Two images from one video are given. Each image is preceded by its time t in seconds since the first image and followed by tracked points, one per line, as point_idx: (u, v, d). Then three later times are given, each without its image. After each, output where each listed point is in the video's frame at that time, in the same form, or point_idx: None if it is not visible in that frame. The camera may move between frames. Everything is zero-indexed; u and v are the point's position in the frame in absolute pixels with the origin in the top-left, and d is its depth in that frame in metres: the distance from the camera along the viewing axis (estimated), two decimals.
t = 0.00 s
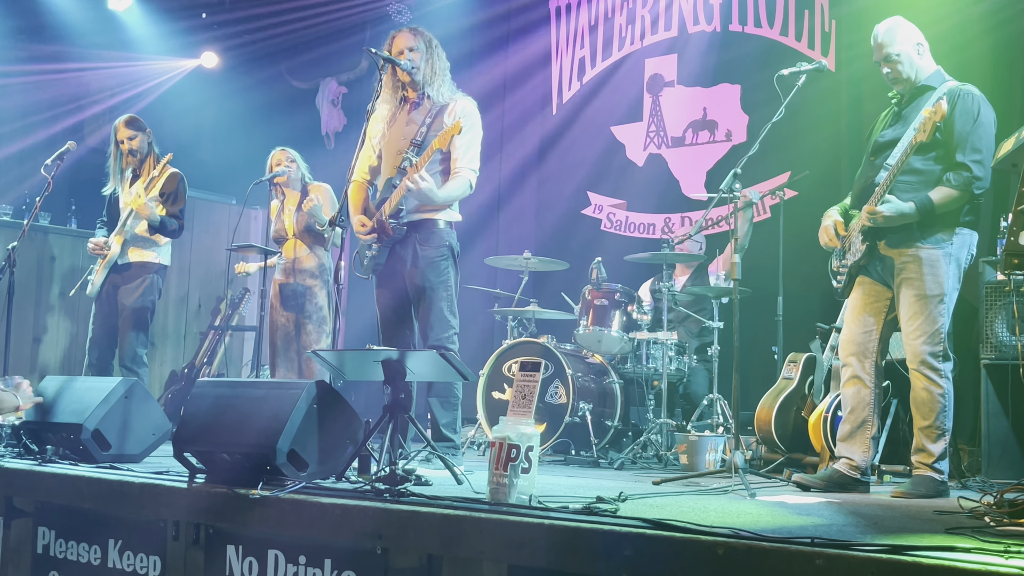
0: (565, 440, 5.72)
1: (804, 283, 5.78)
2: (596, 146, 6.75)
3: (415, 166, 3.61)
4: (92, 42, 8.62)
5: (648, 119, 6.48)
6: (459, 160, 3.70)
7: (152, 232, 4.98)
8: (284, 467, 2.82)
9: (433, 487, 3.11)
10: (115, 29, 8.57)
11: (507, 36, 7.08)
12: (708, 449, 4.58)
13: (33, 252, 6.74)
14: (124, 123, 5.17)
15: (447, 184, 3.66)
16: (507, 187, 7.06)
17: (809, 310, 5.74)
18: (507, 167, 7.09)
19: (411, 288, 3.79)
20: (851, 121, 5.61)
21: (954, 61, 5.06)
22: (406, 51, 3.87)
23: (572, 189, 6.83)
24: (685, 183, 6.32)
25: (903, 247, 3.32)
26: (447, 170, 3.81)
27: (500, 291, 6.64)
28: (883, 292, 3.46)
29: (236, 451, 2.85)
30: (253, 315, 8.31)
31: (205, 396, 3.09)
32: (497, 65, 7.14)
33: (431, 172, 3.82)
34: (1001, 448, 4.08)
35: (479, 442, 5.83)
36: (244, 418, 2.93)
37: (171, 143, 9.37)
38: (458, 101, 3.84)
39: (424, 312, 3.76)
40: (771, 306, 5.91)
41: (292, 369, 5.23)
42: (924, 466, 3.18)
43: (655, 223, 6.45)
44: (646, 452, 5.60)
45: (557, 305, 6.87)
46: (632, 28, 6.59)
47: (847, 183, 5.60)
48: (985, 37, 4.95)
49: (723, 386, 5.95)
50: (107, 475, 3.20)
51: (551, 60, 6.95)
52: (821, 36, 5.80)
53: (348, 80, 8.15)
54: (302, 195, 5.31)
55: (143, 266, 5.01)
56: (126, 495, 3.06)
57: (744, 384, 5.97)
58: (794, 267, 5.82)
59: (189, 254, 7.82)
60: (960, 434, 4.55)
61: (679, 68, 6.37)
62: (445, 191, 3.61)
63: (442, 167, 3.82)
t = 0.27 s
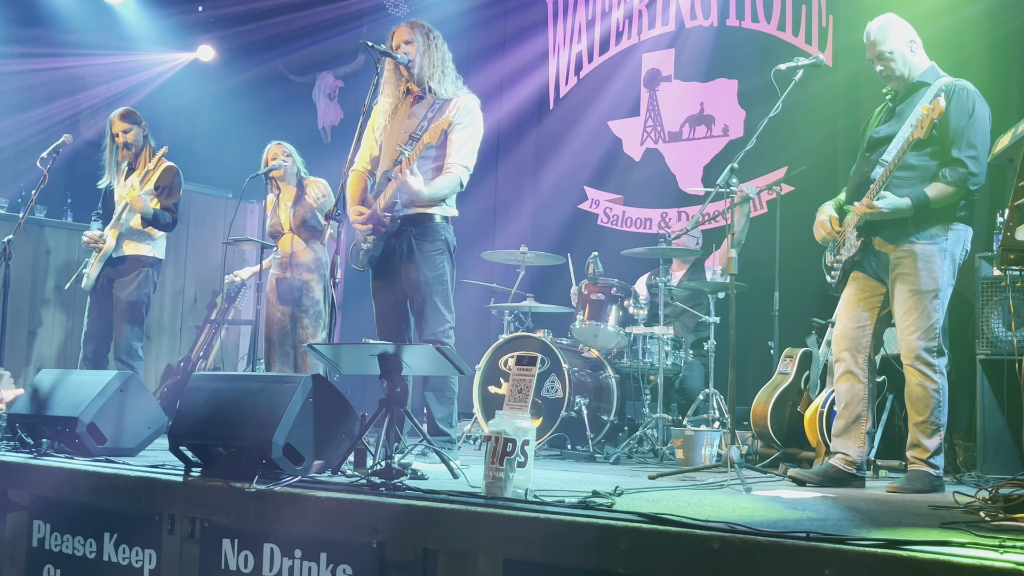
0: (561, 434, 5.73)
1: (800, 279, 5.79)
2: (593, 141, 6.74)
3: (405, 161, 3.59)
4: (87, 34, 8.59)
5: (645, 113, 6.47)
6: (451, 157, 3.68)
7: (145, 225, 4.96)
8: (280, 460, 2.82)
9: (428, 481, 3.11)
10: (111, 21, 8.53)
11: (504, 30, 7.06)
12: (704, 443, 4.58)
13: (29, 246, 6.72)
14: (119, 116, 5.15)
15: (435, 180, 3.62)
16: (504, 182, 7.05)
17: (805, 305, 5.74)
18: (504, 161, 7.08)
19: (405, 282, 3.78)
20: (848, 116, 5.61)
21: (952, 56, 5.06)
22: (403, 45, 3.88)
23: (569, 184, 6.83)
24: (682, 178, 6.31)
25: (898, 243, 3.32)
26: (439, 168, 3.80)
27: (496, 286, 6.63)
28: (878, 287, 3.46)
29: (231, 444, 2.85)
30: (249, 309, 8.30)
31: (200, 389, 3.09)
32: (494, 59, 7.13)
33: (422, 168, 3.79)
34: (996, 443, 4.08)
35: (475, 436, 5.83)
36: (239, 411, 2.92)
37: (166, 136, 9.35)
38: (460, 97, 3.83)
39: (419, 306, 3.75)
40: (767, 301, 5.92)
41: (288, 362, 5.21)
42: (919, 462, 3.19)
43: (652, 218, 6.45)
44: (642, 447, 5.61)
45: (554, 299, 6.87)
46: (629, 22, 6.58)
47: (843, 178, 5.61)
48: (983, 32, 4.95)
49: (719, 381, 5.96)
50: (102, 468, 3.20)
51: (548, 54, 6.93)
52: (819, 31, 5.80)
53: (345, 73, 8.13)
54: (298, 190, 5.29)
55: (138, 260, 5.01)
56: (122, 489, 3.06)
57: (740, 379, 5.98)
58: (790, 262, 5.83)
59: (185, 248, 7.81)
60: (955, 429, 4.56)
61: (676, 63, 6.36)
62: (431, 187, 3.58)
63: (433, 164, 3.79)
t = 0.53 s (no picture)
0: (558, 431, 5.73)
1: (796, 275, 5.80)
2: (590, 137, 6.74)
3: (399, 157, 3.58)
4: (83, 29, 8.55)
5: (642, 110, 6.47)
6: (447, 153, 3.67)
7: (141, 220, 4.95)
8: (276, 456, 2.81)
9: (425, 477, 3.11)
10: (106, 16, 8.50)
11: (500, 25, 7.05)
12: (700, 440, 4.58)
13: (25, 241, 6.70)
14: (115, 111, 5.13)
15: (429, 179, 3.61)
16: (500, 178, 7.04)
17: (801, 302, 5.76)
18: (500, 158, 7.07)
19: (401, 278, 3.77)
20: (844, 112, 5.60)
21: (948, 53, 5.07)
22: (400, 40, 3.94)
23: (565, 180, 6.82)
24: (678, 174, 6.31)
25: (893, 239, 3.33)
26: (434, 165, 3.79)
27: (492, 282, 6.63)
28: (872, 284, 3.47)
29: (227, 440, 2.84)
30: (245, 305, 8.28)
31: (196, 385, 3.08)
32: (491, 55, 7.11)
33: (417, 166, 3.78)
34: (992, 439, 4.10)
35: (471, 433, 5.84)
36: (235, 407, 2.92)
37: (162, 132, 9.32)
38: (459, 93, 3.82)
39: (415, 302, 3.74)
40: (763, 298, 5.92)
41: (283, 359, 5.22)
42: (916, 458, 3.20)
43: (648, 214, 6.45)
44: (638, 443, 5.62)
45: (550, 296, 6.88)
46: (626, 19, 6.57)
47: (839, 174, 5.61)
48: (979, 29, 4.96)
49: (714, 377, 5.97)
50: (98, 464, 3.19)
51: (544, 50, 6.92)
52: (815, 28, 5.80)
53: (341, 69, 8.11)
54: (294, 187, 5.27)
55: (133, 255, 4.99)
56: (118, 484, 3.05)
57: (736, 375, 5.98)
58: (786, 258, 5.83)
59: (181, 243, 7.79)
60: (951, 426, 4.58)
61: (673, 59, 6.35)
62: (428, 184, 3.57)
63: (428, 160, 3.79)
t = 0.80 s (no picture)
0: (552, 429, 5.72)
1: (790, 274, 5.82)
2: (584, 135, 6.74)
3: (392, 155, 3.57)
4: (77, 27, 8.53)
5: (636, 109, 6.47)
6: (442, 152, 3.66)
7: (135, 219, 4.94)
8: (270, 455, 2.81)
9: (419, 476, 3.11)
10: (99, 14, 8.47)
11: (494, 24, 7.05)
12: (694, 438, 4.59)
13: (18, 240, 6.68)
14: (109, 110, 5.11)
15: (423, 176, 3.60)
16: (494, 176, 7.03)
17: (795, 301, 5.77)
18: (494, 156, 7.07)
19: (394, 277, 3.77)
20: (838, 111, 5.59)
21: (940, 52, 5.09)
22: (395, 38, 3.96)
23: (560, 178, 6.83)
24: (672, 173, 6.32)
25: (884, 238, 3.34)
26: (428, 163, 3.78)
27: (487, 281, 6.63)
28: (863, 283, 3.48)
29: (221, 439, 2.84)
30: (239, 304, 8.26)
31: (190, 384, 3.08)
32: (485, 54, 7.11)
33: (411, 163, 3.78)
34: (984, 438, 4.12)
35: (466, 431, 5.83)
36: (229, 406, 2.91)
37: (156, 130, 9.29)
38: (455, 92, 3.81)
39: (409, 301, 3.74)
40: (757, 297, 5.94)
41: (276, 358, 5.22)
42: (908, 457, 3.21)
43: (642, 213, 6.46)
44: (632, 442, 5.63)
45: (545, 294, 6.88)
46: (620, 17, 6.57)
47: (832, 173, 5.63)
48: (972, 28, 4.98)
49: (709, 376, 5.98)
50: (91, 463, 3.18)
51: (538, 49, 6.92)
52: (809, 27, 5.81)
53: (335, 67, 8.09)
54: (289, 186, 5.25)
55: (127, 254, 4.98)
56: (111, 484, 3.04)
57: (730, 374, 6.00)
58: (779, 257, 5.85)
59: (174, 242, 7.77)
60: (944, 424, 4.60)
61: (667, 58, 6.36)
62: (421, 181, 3.56)
63: (422, 159, 3.78)
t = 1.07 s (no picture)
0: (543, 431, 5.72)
1: (779, 275, 5.83)
2: (574, 137, 6.74)
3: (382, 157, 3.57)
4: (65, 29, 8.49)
5: (626, 110, 6.48)
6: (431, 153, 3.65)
7: (125, 222, 4.90)
8: (259, 459, 2.80)
9: (409, 478, 3.10)
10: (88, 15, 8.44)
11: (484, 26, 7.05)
12: (684, 440, 4.60)
13: (6, 243, 6.64)
14: (99, 112, 5.09)
15: (413, 177, 3.60)
16: (485, 178, 7.03)
17: (785, 302, 5.79)
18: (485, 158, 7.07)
19: (385, 279, 3.76)
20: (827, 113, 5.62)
21: (929, 55, 5.12)
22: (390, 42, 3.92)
23: (550, 180, 6.83)
24: (663, 175, 6.33)
25: (872, 240, 3.35)
26: (418, 164, 3.78)
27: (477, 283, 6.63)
28: (852, 284, 3.49)
29: (209, 443, 2.83)
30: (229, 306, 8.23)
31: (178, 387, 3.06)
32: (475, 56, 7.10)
33: (401, 164, 3.78)
34: (974, 438, 4.14)
35: (457, 434, 5.83)
36: (217, 409, 2.90)
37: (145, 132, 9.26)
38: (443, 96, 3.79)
39: (400, 303, 3.74)
40: (747, 298, 5.95)
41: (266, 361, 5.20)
42: (898, 458, 3.22)
43: (632, 215, 6.46)
44: (623, 444, 5.63)
45: (536, 297, 6.88)
46: (610, 19, 6.58)
47: (821, 174, 5.66)
48: (960, 31, 5.01)
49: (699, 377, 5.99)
50: (80, 467, 3.16)
51: (528, 51, 6.92)
52: (798, 29, 5.83)
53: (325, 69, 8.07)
54: (280, 190, 5.25)
55: (117, 257, 4.94)
56: (100, 487, 3.03)
57: (720, 376, 6.01)
58: (769, 259, 5.86)
59: (163, 245, 7.74)
60: (934, 425, 4.62)
61: (657, 60, 6.37)
62: (411, 182, 3.56)
63: (412, 160, 3.79)
